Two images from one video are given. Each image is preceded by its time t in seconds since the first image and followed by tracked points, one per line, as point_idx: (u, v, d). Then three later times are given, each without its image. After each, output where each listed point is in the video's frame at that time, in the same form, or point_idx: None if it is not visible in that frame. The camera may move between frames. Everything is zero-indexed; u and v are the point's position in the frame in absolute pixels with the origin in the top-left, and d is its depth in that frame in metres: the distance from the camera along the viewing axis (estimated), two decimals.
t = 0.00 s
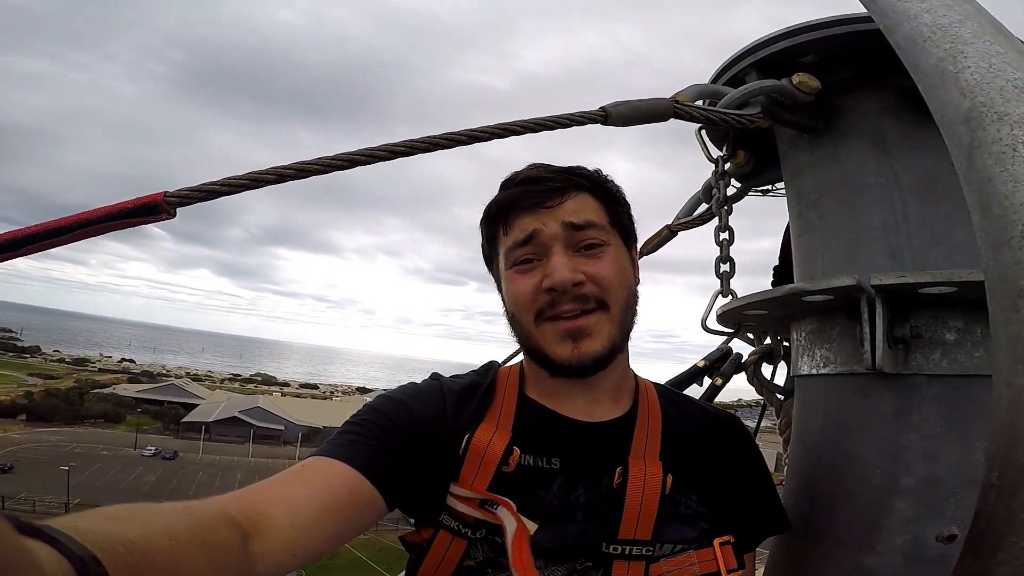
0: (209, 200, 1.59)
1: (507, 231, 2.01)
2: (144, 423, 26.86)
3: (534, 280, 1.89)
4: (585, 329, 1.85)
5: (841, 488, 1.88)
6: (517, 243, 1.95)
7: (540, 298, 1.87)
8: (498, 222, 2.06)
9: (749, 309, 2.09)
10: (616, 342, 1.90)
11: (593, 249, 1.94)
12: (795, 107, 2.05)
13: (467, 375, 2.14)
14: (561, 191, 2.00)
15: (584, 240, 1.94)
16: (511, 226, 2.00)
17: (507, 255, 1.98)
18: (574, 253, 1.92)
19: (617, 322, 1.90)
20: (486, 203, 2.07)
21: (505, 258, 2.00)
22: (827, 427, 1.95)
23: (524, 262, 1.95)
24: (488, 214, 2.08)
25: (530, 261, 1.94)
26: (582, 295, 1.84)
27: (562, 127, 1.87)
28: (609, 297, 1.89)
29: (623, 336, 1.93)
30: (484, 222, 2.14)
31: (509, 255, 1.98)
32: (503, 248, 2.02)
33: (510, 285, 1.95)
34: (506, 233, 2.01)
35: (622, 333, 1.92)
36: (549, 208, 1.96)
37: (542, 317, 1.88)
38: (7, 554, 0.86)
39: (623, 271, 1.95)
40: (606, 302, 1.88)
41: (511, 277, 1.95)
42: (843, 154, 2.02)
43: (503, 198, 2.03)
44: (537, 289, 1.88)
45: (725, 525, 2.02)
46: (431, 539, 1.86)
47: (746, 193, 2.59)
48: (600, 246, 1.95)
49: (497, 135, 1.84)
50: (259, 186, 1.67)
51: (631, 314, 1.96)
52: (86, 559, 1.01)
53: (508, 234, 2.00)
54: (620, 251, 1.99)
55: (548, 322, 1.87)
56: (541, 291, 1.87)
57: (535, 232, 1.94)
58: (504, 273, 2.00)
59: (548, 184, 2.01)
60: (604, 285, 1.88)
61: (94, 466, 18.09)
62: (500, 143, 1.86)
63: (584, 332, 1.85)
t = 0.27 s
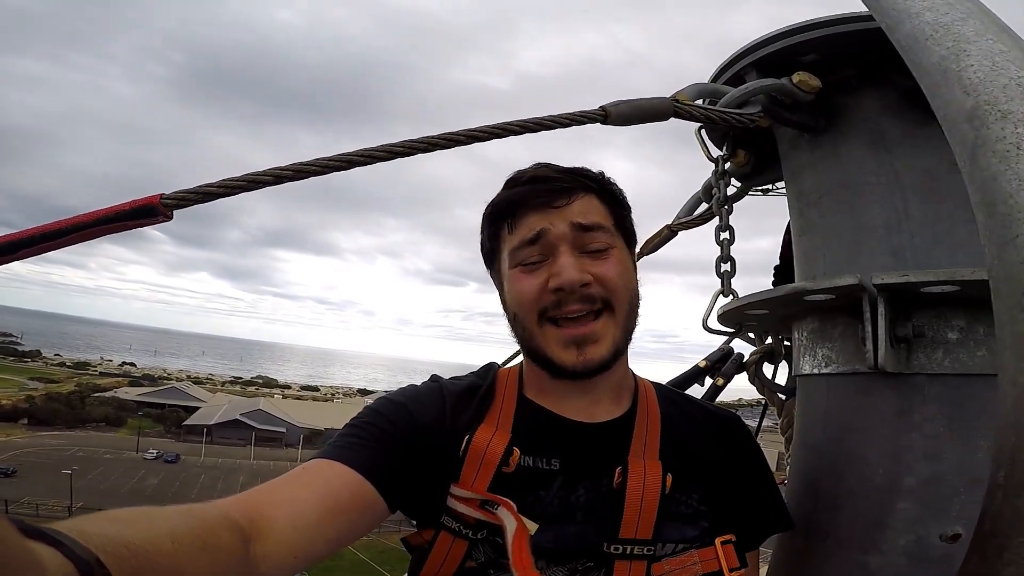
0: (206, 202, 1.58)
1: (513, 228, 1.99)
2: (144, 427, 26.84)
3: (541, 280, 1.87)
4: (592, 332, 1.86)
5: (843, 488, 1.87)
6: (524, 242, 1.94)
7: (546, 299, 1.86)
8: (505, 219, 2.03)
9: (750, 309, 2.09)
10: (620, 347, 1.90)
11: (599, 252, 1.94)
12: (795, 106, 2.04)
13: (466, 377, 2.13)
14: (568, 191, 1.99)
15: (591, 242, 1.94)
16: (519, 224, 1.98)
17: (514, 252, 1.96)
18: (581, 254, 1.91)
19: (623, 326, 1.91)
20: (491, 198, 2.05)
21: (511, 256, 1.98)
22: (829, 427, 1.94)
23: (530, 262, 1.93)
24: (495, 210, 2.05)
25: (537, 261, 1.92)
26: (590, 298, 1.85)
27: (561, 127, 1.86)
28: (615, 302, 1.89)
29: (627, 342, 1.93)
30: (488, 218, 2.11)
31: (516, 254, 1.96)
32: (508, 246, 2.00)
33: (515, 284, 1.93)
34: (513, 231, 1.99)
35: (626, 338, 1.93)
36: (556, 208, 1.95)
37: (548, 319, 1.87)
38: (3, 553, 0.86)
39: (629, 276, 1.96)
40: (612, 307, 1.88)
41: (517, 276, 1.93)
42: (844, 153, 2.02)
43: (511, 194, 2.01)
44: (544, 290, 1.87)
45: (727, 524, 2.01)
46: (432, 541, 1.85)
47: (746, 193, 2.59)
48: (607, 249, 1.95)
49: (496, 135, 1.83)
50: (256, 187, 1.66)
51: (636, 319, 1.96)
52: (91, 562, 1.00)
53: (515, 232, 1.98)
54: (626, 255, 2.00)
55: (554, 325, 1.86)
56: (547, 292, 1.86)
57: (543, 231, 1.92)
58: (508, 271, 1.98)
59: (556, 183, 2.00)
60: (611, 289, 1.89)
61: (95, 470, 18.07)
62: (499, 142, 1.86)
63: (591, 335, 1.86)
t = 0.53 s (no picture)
0: (202, 197, 1.56)
1: (567, 204, 1.98)
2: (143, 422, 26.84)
3: (594, 260, 1.87)
4: (634, 320, 1.86)
5: (842, 488, 1.87)
6: (581, 219, 1.94)
7: (596, 279, 1.85)
8: (556, 194, 2.02)
9: (751, 308, 2.07)
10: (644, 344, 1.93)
11: (643, 250, 2.00)
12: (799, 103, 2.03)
13: (462, 377, 2.11)
14: (626, 185, 2.04)
15: (639, 240, 2.00)
16: (574, 203, 1.98)
17: (561, 229, 1.95)
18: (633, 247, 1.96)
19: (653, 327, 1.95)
20: (540, 167, 2.03)
21: (556, 232, 1.96)
22: (829, 427, 1.93)
23: (581, 241, 1.93)
24: (547, 183, 2.03)
25: (588, 241, 1.93)
26: (638, 289, 1.87)
27: (563, 123, 1.84)
28: (652, 301, 1.93)
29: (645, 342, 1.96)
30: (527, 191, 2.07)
31: (565, 230, 1.94)
32: (553, 221, 1.98)
33: (558, 259, 1.91)
34: (563, 208, 1.99)
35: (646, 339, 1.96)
36: (625, 198, 2.00)
37: (590, 301, 1.86)
38: (7, 552, 0.84)
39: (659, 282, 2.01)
40: (649, 305, 1.91)
41: (564, 252, 1.92)
42: (847, 152, 2.00)
43: (573, 173, 2.02)
44: (593, 270, 1.86)
45: (723, 524, 2.01)
46: (428, 539, 1.85)
47: (747, 191, 2.57)
48: (649, 250, 2.01)
49: (496, 131, 1.82)
50: (253, 182, 1.64)
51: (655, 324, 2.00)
52: (90, 562, 0.99)
53: (569, 209, 1.98)
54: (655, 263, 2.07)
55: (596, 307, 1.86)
56: (599, 272, 1.86)
57: (606, 215, 1.95)
58: (550, 246, 1.95)
59: (617, 172, 2.04)
60: (652, 289, 1.93)
61: (94, 466, 18.07)
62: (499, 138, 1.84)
63: (631, 325, 1.86)
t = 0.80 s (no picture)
0: (209, 194, 1.58)
1: (568, 204, 2.02)
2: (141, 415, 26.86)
3: (595, 257, 1.89)
4: (637, 315, 1.86)
5: (837, 491, 1.88)
6: (582, 217, 1.97)
7: (599, 275, 1.87)
8: (557, 195, 2.06)
9: (750, 312, 2.09)
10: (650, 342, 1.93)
11: (645, 247, 2.02)
12: (801, 109, 2.04)
13: (465, 375, 2.13)
14: (625, 184, 2.07)
15: (642, 237, 2.02)
16: (575, 202, 2.02)
17: (563, 228, 1.98)
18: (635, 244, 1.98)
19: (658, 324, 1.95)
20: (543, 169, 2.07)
21: (559, 230, 1.99)
22: (825, 430, 1.95)
23: (582, 238, 1.95)
24: (547, 184, 2.06)
25: (590, 238, 1.95)
26: (641, 284, 1.88)
27: (566, 126, 1.86)
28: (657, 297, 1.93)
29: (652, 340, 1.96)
30: (529, 194, 2.12)
31: (567, 228, 1.97)
32: (556, 220, 2.01)
33: (560, 257, 1.93)
34: (565, 207, 2.02)
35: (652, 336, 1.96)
36: (625, 197, 2.03)
37: (594, 297, 1.87)
38: (12, 553, 0.86)
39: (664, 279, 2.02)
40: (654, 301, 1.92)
41: (566, 249, 1.94)
42: (847, 157, 2.02)
43: (572, 173, 2.06)
44: (596, 266, 1.88)
45: (721, 527, 2.03)
46: (427, 538, 1.86)
47: (748, 194, 2.58)
48: (651, 247, 2.03)
49: (501, 133, 1.83)
50: (260, 181, 1.66)
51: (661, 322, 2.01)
52: (87, 559, 1.01)
53: (570, 208, 2.01)
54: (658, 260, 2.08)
55: (599, 303, 1.87)
56: (601, 268, 1.87)
57: (606, 212, 1.98)
58: (552, 245, 1.98)
59: (618, 172, 2.07)
60: (656, 285, 1.94)
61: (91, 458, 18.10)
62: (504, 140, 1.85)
63: (635, 319, 1.86)
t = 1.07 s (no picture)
0: (215, 194, 1.60)
1: (565, 203, 2.04)
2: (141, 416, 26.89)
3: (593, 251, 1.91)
4: (636, 308, 1.87)
5: (835, 490, 1.90)
6: (579, 215, 2.00)
7: (597, 268, 1.89)
8: (554, 195, 2.08)
9: (749, 312, 2.11)
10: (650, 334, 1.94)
11: (643, 244, 2.03)
12: (800, 111, 2.06)
13: (467, 375, 2.15)
14: (621, 183, 2.10)
15: (638, 234, 2.04)
16: (571, 201, 2.04)
17: (561, 226, 2.01)
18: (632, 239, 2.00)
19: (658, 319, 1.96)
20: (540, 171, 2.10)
21: (556, 228, 2.01)
22: (822, 429, 1.96)
23: (580, 235, 1.98)
24: (544, 185, 2.10)
25: (587, 235, 1.97)
26: (640, 276, 1.89)
27: (566, 128, 1.88)
28: (656, 290, 1.95)
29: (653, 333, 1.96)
30: (526, 196, 2.15)
31: (565, 226, 2.00)
32: (553, 219, 2.04)
33: (559, 254, 1.96)
34: (562, 206, 2.04)
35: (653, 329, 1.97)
36: (621, 195, 2.06)
37: (593, 289, 1.88)
38: (15, 551, 0.87)
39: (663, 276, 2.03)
40: (653, 293, 1.93)
41: (563, 246, 1.97)
42: (846, 159, 2.04)
43: (569, 173, 2.09)
44: (594, 260, 1.90)
45: (726, 527, 2.03)
46: (430, 537, 1.88)
47: (748, 195, 2.60)
48: (648, 243, 2.05)
49: (503, 135, 1.85)
50: (265, 181, 1.68)
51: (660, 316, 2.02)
52: (90, 557, 1.02)
53: (566, 207, 2.04)
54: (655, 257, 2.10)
55: (599, 295, 1.88)
56: (599, 262, 1.89)
57: (602, 209, 2.01)
58: (550, 242, 2.00)
59: (614, 173, 2.11)
60: (654, 279, 1.95)
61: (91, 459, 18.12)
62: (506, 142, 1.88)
63: (634, 312, 1.87)
